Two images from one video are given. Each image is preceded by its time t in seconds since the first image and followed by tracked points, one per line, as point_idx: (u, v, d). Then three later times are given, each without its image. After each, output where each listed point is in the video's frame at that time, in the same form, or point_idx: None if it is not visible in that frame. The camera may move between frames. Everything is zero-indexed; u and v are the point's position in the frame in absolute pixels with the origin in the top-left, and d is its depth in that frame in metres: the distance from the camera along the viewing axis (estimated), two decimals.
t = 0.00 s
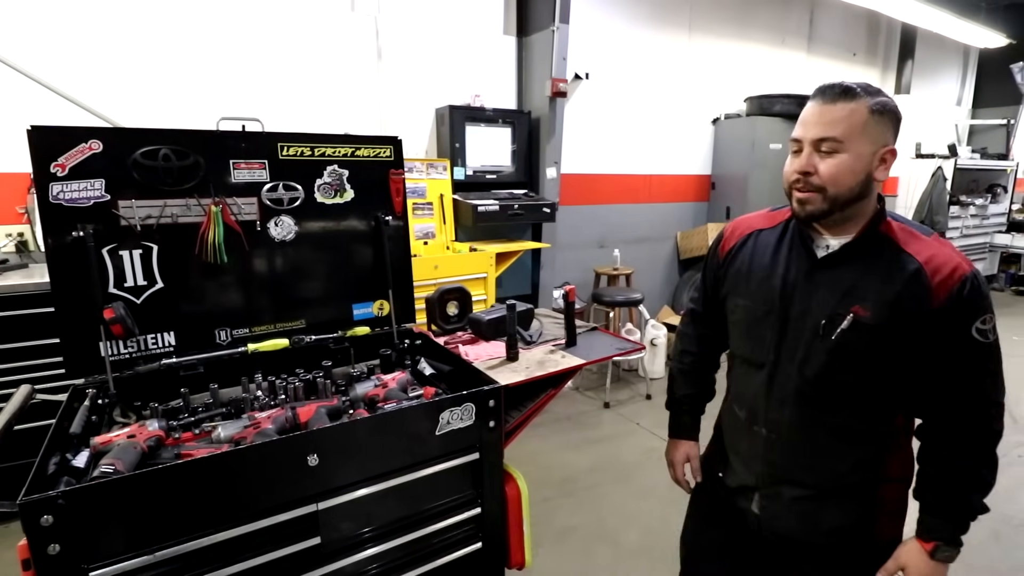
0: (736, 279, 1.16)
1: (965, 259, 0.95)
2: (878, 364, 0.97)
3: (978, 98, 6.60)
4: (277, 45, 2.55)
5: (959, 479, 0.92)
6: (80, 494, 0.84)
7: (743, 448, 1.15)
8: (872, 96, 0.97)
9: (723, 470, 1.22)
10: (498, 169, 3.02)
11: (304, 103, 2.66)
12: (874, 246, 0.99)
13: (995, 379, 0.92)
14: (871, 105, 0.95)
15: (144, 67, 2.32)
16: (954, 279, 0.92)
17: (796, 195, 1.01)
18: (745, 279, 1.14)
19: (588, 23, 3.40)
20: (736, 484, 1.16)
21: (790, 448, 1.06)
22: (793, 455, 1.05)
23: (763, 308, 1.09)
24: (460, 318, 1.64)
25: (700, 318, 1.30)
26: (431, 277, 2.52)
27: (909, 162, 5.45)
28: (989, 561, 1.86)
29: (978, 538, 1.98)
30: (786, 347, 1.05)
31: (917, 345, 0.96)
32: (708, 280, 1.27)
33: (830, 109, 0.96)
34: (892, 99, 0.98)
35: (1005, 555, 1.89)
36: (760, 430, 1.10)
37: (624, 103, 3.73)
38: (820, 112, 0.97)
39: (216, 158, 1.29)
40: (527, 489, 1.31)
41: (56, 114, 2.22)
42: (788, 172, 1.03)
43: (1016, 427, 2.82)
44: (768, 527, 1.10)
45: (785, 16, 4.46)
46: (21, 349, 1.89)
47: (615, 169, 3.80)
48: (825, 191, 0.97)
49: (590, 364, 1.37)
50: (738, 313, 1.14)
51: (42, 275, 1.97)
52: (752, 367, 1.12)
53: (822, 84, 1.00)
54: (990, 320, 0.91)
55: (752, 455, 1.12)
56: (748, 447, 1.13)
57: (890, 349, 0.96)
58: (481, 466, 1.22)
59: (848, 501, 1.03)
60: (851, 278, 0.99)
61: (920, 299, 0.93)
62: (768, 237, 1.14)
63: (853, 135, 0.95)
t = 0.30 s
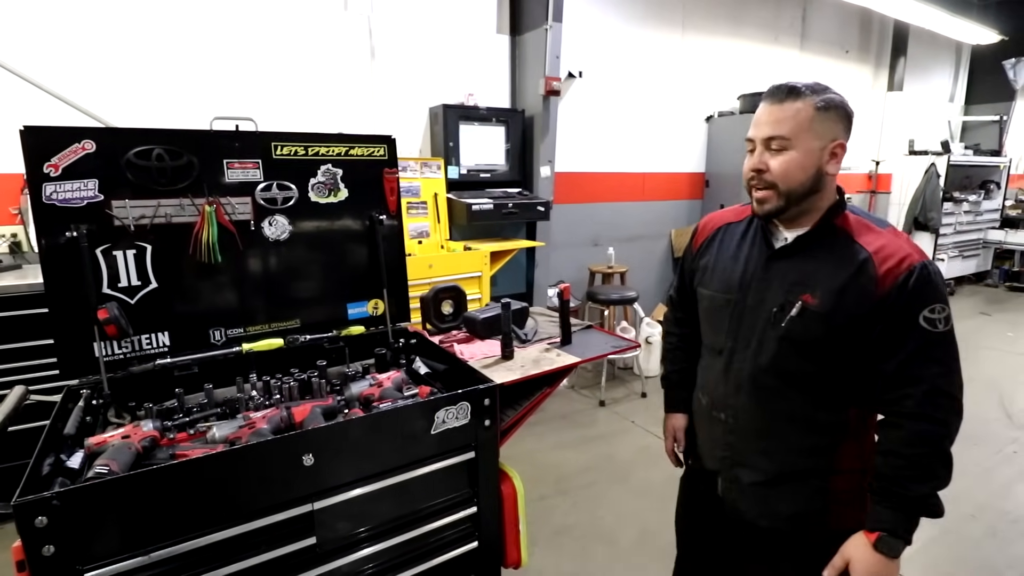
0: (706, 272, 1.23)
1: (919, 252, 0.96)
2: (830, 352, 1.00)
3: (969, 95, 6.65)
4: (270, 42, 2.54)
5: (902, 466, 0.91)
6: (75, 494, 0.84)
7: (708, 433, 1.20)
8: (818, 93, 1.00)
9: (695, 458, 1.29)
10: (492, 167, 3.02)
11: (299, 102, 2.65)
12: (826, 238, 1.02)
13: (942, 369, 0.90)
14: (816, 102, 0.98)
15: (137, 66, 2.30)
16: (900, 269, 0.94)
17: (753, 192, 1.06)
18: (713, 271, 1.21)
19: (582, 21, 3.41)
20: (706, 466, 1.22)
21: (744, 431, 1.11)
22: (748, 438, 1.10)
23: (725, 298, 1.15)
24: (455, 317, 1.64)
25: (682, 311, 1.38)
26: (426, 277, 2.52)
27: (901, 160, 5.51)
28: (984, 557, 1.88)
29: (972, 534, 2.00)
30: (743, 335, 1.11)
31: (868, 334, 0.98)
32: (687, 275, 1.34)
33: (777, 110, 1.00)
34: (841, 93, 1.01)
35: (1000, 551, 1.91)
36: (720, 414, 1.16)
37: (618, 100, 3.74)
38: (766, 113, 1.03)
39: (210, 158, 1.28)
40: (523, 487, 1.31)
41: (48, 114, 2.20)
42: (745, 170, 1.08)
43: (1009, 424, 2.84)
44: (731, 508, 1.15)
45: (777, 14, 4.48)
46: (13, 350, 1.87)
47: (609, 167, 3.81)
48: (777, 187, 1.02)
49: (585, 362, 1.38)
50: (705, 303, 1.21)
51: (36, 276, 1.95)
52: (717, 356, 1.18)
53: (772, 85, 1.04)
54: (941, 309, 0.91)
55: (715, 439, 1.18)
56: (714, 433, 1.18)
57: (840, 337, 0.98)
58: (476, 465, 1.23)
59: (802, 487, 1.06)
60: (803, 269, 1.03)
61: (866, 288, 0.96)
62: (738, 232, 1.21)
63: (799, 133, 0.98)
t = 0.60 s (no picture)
0: (674, 273, 1.27)
1: (862, 249, 0.95)
2: (773, 348, 1.00)
3: (966, 96, 6.67)
4: (271, 42, 2.54)
5: (827, 459, 0.90)
6: (74, 497, 0.84)
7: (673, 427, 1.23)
8: (758, 100, 1.01)
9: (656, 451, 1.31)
10: (490, 168, 3.03)
11: (299, 103, 2.65)
12: (775, 237, 1.04)
13: (874, 366, 0.90)
14: (754, 109, 1.00)
15: (139, 68, 2.30)
16: (838, 265, 0.94)
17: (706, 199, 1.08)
18: (680, 271, 1.25)
19: (581, 22, 3.42)
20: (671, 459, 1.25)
21: (699, 423, 1.13)
22: (701, 429, 1.12)
23: (688, 296, 1.19)
24: (454, 318, 1.65)
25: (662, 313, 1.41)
26: (424, 278, 2.52)
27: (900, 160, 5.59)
28: (984, 559, 1.89)
29: (974, 536, 2.02)
30: (699, 330, 1.14)
31: (808, 331, 0.97)
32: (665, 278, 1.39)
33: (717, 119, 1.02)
34: (781, 97, 1.02)
35: (1001, 553, 1.92)
36: (681, 408, 1.19)
37: (616, 101, 3.75)
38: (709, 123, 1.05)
39: (209, 160, 1.28)
40: (522, 489, 1.31)
41: (49, 116, 2.20)
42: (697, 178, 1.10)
43: (1011, 426, 2.86)
44: (692, 502, 1.17)
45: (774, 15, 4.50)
46: (13, 351, 1.86)
47: (607, 168, 3.82)
48: (724, 193, 1.03)
49: (584, 364, 1.38)
50: (673, 302, 1.25)
51: (37, 278, 1.95)
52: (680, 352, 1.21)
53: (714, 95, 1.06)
54: (877, 306, 0.90)
55: (678, 432, 1.20)
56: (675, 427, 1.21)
57: (782, 333, 0.99)
58: (475, 467, 1.23)
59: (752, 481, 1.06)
60: (752, 266, 1.05)
61: (804, 284, 0.96)
62: (707, 236, 1.25)
63: (740, 139, 1.00)
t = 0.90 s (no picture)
0: (651, 274, 1.27)
1: (833, 248, 0.95)
2: (750, 350, 1.00)
3: (969, 97, 6.66)
4: (272, 45, 2.54)
5: (793, 451, 0.91)
6: (76, 499, 0.84)
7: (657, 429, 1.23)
8: (732, 102, 1.00)
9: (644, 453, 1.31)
10: (492, 170, 3.03)
11: (302, 105, 2.65)
12: (748, 238, 1.03)
13: (845, 364, 0.91)
14: (729, 111, 0.99)
15: (141, 71, 2.30)
16: (811, 266, 0.94)
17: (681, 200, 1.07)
18: (657, 274, 1.24)
19: (583, 25, 3.42)
20: (654, 461, 1.24)
21: (682, 427, 1.12)
22: (684, 433, 1.12)
23: (666, 300, 1.19)
24: (456, 320, 1.65)
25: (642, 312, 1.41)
26: (425, 280, 2.52)
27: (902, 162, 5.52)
28: (988, 562, 1.88)
29: (978, 539, 2.01)
30: (679, 333, 1.13)
31: (783, 333, 0.97)
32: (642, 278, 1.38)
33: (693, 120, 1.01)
34: (755, 100, 1.02)
35: (1006, 557, 1.91)
36: (663, 411, 1.18)
37: (617, 103, 3.75)
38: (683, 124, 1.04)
39: (212, 162, 1.28)
40: (525, 493, 1.31)
41: (52, 119, 2.20)
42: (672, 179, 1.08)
43: (1014, 429, 2.84)
44: (677, 505, 1.16)
45: (776, 17, 4.50)
46: (14, 353, 1.86)
47: (608, 170, 3.82)
48: (699, 194, 1.02)
49: (587, 367, 1.38)
50: (652, 305, 1.25)
51: (39, 279, 1.95)
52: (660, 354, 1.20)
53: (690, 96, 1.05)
54: (848, 305, 0.91)
55: (662, 434, 1.20)
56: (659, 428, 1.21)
57: (757, 335, 0.99)
58: (478, 471, 1.23)
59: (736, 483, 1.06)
60: (726, 270, 1.05)
61: (778, 286, 0.96)
62: (681, 234, 1.24)
63: (716, 140, 0.99)
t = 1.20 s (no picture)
0: (652, 274, 1.28)
1: (833, 250, 0.93)
2: (746, 354, 1.00)
3: (972, 100, 6.65)
4: (275, 46, 2.55)
5: (814, 473, 0.89)
6: (79, 501, 0.84)
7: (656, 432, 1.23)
8: (731, 100, 1.00)
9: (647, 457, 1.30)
10: (494, 172, 3.03)
11: (305, 107, 2.66)
12: (744, 239, 1.04)
13: (851, 373, 0.88)
14: (727, 109, 0.99)
15: (145, 73, 2.31)
16: (808, 268, 0.92)
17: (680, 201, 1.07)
18: (655, 274, 1.25)
19: (585, 27, 3.43)
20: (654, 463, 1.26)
21: (676, 429, 1.14)
22: (680, 435, 1.13)
23: (662, 300, 1.19)
24: (458, 322, 1.65)
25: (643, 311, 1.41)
26: (428, 281, 2.52)
27: (906, 164, 5.49)
28: (992, 567, 1.87)
29: (982, 542, 2.00)
30: (674, 334, 1.14)
31: (781, 337, 0.96)
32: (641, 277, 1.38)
33: (692, 119, 1.01)
34: (754, 98, 1.01)
35: (1010, 561, 1.90)
36: (658, 412, 1.20)
37: (620, 105, 3.75)
38: (682, 123, 1.04)
39: (215, 164, 1.29)
40: (526, 495, 1.32)
41: (56, 121, 2.21)
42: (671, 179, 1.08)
43: (1018, 432, 2.83)
44: (679, 509, 1.16)
45: (778, 19, 4.50)
46: (17, 355, 1.86)
47: (611, 172, 3.82)
48: (699, 194, 1.02)
49: (589, 369, 1.37)
50: (650, 305, 1.25)
51: (42, 281, 1.95)
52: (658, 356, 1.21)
53: (688, 95, 1.05)
54: (851, 310, 0.89)
55: (659, 437, 1.21)
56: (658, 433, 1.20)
57: (753, 339, 0.98)
58: (480, 473, 1.23)
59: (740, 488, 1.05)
60: (720, 271, 1.05)
61: (774, 289, 0.95)
62: (680, 233, 1.25)
63: (714, 140, 0.99)
